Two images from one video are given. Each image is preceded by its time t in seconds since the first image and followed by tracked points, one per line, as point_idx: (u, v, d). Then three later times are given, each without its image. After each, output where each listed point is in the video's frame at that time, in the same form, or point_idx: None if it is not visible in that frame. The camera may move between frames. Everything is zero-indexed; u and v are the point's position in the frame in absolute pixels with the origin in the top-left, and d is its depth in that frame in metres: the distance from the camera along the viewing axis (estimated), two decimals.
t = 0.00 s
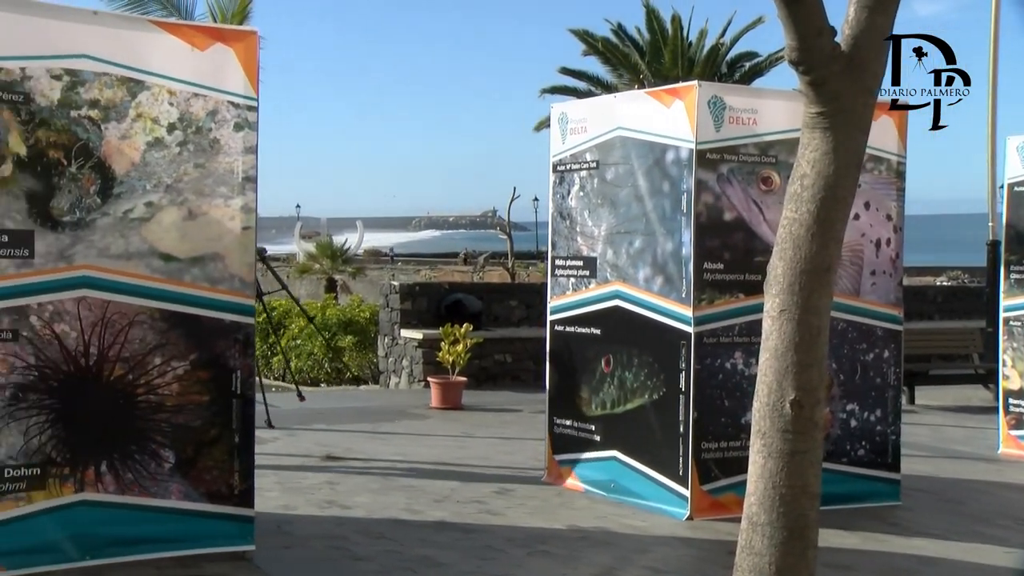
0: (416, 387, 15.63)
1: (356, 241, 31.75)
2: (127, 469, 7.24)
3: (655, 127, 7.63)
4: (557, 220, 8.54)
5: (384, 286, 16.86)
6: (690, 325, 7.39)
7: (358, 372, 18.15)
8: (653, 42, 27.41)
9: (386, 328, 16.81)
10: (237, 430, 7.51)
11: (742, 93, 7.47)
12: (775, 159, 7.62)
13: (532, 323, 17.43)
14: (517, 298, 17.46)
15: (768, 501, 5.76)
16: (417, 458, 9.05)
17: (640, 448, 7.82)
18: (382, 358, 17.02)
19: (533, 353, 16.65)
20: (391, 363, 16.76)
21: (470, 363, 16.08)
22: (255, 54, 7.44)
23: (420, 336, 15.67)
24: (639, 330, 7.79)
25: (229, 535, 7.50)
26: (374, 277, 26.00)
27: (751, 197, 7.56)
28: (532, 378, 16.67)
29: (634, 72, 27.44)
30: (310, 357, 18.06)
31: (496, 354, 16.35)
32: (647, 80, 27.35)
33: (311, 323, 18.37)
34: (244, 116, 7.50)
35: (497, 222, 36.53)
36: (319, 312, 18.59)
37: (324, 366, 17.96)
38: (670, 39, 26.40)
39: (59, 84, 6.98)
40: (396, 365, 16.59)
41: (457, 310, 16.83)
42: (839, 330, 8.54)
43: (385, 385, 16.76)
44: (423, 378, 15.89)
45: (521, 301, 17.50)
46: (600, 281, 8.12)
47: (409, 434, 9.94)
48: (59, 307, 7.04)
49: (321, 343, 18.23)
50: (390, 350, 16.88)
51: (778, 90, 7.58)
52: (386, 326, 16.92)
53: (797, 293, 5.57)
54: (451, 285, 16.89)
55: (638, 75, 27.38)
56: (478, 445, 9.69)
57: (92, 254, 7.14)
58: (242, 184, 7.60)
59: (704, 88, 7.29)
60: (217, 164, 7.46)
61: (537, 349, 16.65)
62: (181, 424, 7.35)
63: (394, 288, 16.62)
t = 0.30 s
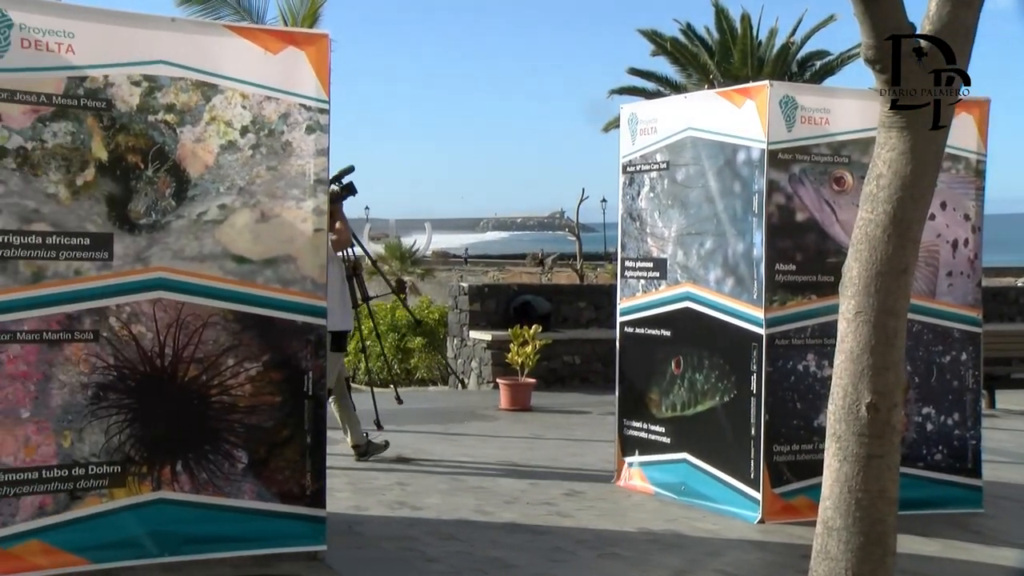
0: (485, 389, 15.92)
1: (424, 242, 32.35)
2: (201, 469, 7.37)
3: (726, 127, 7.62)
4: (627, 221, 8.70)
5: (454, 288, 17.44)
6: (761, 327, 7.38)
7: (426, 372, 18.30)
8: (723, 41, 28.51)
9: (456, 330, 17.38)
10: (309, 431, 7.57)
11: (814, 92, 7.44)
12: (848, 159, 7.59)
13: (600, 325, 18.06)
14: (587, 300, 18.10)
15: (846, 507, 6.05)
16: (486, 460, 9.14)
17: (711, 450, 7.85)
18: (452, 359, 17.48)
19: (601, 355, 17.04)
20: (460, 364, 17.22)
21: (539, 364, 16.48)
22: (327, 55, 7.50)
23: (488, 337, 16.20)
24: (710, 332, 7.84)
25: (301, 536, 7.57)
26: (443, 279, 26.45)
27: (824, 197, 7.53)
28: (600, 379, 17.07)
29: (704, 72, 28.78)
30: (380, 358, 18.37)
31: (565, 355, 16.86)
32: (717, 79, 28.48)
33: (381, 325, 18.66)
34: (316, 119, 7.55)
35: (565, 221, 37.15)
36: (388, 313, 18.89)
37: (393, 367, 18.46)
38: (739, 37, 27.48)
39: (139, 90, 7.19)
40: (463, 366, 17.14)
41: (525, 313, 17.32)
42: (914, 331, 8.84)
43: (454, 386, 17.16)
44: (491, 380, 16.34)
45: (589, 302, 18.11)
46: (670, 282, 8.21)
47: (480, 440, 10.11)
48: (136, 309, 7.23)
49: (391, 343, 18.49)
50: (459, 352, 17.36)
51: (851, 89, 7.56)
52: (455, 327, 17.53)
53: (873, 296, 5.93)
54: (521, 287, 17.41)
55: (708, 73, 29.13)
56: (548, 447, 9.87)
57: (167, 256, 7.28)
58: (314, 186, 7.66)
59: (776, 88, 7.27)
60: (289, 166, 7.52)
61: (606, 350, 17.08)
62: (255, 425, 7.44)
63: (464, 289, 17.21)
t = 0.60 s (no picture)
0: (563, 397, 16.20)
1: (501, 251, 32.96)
2: (283, 475, 7.44)
3: (808, 133, 7.92)
4: (707, 227, 9.03)
5: (533, 296, 17.98)
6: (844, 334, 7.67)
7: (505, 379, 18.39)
8: (803, 45, 29.20)
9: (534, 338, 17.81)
10: (389, 437, 7.61)
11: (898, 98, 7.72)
12: (934, 163, 7.83)
13: (677, 333, 18.71)
14: (663, 307, 18.79)
15: (936, 518, 5.95)
16: (566, 470, 9.26)
17: (793, 459, 8.17)
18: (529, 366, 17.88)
19: (680, 361, 17.70)
20: (538, 371, 17.58)
21: (618, 370, 17.15)
22: (408, 63, 7.55)
23: (567, 343, 16.63)
24: (792, 338, 8.13)
25: (381, 541, 7.60)
26: (521, 287, 26.98)
27: (908, 203, 7.76)
28: (678, 385, 17.68)
29: (783, 76, 29.66)
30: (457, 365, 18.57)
31: (643, 361, 17.42)
32: (797, 82, 29.23)
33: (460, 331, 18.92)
34: (397, 126, 7.60)
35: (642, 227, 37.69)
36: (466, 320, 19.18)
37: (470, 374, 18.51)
38: (820, 42, 28.54)
39: (223, 100, 7.30)
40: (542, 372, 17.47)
41: (604, 318, 17.86)
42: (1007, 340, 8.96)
43: (532, 392, 17.51)
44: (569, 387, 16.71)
45: (667, 309, 18.79)
46: (750, 289, 8.52)
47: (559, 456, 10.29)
48: (219, 316, 7.33)
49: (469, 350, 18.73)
50: (537, 358, 17.79)
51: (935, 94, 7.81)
52: (534, 334, 18.06)
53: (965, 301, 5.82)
54: (599, 293, 18.09)
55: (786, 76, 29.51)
56: (626, 459, 10.12)
57: (250, 263, 7.37)
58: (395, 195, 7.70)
59: (858, 92, 7.56)
60: (370, 174, 7.57)
61: (682, 358, 17.69)
62: (336, 430, 7.50)
63: (542, 296, 17.66)
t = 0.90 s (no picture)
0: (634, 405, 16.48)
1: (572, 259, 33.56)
2: (357, 483, 7.49)
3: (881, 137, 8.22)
4: (779, 234, 9.33)
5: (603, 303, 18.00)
6: (922, 340, 7.88)
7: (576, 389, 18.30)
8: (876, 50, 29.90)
9: (605, 345, 17.97)
10: (461, 445, 7.62)
11: (979, 102, 7.95)
12: (1014, 167, 8.05)
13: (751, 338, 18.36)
14: (737, 314, 18.47)
15: None
16: (639, 480, 9.36)
17: (867, 467, 8.42)
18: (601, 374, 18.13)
19: (751, 369, 17.87)
20: (609, 379, 17.78)
21: (689, 380, 17.43)
22: (479, 73, 7.58)
23: (638, 352, 16.84)
24: (866, 345, 8.38)
25: (453, 549, 7.62)
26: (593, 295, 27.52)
27: (988, 207, 7.95)
28: (751, 395, 17.87)
29: (854, 81, 30.36)
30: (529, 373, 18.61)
31: (715, 369, 17.65)
32: (869, 88, 29.91)
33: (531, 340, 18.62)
34: (468, 136, 7.63)
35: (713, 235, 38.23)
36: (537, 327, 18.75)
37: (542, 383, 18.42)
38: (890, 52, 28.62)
39: (296, 111, 7.38)
40: (614, 380, 17.69)
41: (675, 326, 17.73)
42: None
43: (603, 401, 17.78)
44: (641, 396, 16.95)
45: (739, 317, 18.49)
46: (824, 296, 8.81)
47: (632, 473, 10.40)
48: (294, 324, 7.39)
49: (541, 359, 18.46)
50: (608, 367, 18.00)
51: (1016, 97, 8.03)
52: (604, 342, 18.14)
53: None
54: (670, 301, 17.77)
55: (860, 82, 30.17)
56: (697, 476, 10.20)
57: (323, 273, 7.43)
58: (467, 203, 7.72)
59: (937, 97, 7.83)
60: (442, 183, 7.60)
61: (755, 365, 17.80)
62: (408, 439, 7.54)
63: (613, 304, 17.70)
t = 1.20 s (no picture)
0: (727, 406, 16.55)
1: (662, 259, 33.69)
2: (452, 484, 7.53)
3: (981, 133, 8.31)
4: (874, 232, 9.47)
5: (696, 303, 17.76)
6: None
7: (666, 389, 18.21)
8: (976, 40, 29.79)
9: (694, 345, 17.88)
10: (554, 447, 7.63)
11: None
12: None
13: (843, 339, 18.38)
14: (830, 315, 18.45)
15: None
16: (735, 484, 9.41)
17: (971, 469, 8.54)
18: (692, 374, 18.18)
19: (845, 370, 17.73)
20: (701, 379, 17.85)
21: (782, 380, 17.30)
22: (569, 73, 7.62)
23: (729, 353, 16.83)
24: (968, 345, 8.50)
25: (547, 551, 7.64)
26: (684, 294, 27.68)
27: None
28: (845, 396, 17.68)
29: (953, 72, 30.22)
30: (618, 374, 18.52)
31: (809, 370, 17.52)
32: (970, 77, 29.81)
33: (620, 340, 18.66)
34: (558, 137, 7.64)
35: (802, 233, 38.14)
36: (626, 328, 18.83)
37: (632, 384, 18.42)
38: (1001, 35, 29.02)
39: (388, 115, 7.43)
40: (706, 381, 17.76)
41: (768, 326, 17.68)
42: None
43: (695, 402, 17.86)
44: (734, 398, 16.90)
45: (832, 316, 18.46)
46: (922, 295, 8.95)
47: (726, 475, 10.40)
48: (387, 327, 7.44)
49: (630, 359, 18.46)
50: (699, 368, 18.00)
51: None
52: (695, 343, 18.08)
53: None
54: (761, 301, 17.78)
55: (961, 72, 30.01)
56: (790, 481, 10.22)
57: (416, 275, 7.47)
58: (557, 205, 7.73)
59: None
60: (533, 185, 7.62)
61: (849, 366, 17.67)
62: (502, 440, 7.56)
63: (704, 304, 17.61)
